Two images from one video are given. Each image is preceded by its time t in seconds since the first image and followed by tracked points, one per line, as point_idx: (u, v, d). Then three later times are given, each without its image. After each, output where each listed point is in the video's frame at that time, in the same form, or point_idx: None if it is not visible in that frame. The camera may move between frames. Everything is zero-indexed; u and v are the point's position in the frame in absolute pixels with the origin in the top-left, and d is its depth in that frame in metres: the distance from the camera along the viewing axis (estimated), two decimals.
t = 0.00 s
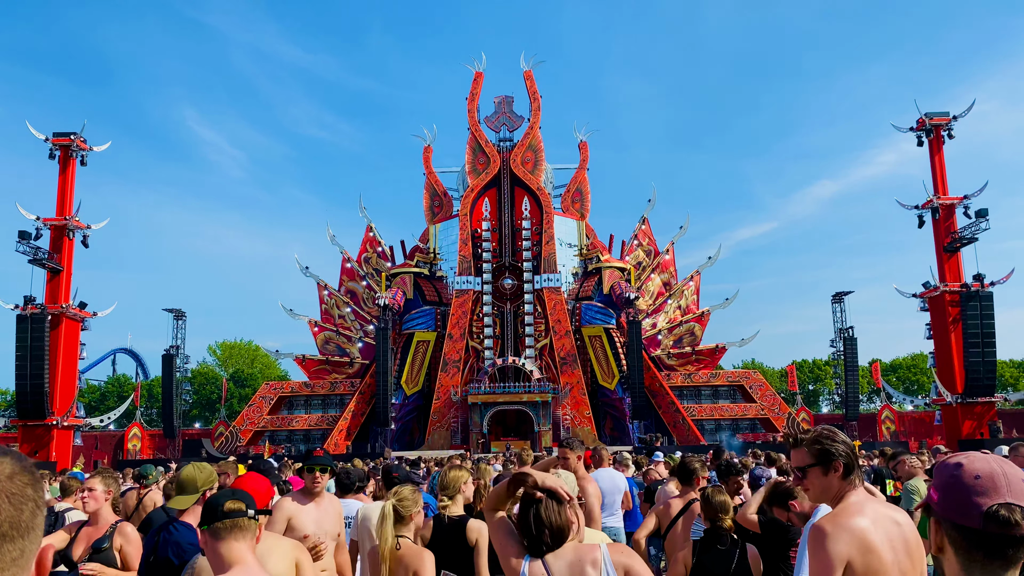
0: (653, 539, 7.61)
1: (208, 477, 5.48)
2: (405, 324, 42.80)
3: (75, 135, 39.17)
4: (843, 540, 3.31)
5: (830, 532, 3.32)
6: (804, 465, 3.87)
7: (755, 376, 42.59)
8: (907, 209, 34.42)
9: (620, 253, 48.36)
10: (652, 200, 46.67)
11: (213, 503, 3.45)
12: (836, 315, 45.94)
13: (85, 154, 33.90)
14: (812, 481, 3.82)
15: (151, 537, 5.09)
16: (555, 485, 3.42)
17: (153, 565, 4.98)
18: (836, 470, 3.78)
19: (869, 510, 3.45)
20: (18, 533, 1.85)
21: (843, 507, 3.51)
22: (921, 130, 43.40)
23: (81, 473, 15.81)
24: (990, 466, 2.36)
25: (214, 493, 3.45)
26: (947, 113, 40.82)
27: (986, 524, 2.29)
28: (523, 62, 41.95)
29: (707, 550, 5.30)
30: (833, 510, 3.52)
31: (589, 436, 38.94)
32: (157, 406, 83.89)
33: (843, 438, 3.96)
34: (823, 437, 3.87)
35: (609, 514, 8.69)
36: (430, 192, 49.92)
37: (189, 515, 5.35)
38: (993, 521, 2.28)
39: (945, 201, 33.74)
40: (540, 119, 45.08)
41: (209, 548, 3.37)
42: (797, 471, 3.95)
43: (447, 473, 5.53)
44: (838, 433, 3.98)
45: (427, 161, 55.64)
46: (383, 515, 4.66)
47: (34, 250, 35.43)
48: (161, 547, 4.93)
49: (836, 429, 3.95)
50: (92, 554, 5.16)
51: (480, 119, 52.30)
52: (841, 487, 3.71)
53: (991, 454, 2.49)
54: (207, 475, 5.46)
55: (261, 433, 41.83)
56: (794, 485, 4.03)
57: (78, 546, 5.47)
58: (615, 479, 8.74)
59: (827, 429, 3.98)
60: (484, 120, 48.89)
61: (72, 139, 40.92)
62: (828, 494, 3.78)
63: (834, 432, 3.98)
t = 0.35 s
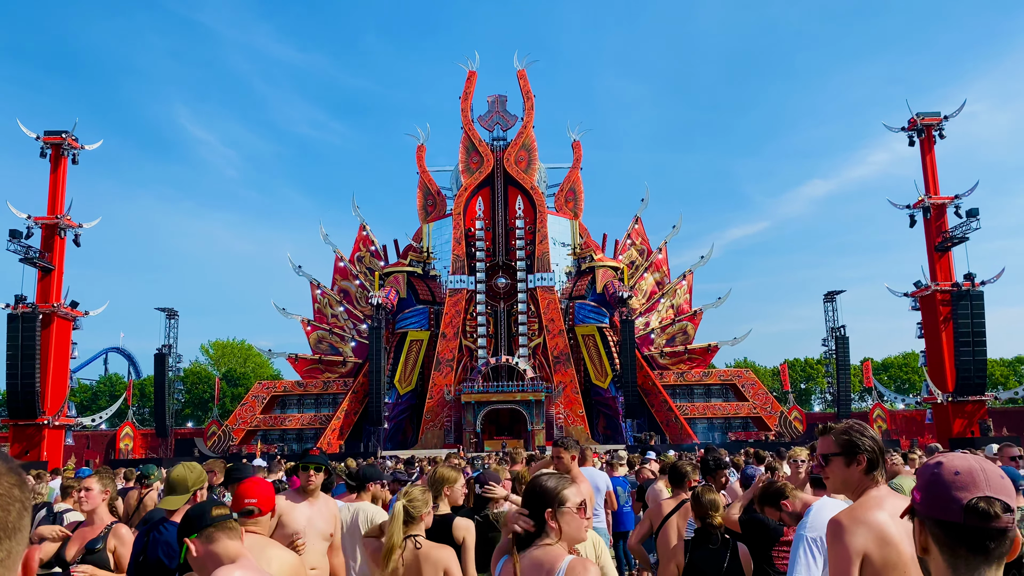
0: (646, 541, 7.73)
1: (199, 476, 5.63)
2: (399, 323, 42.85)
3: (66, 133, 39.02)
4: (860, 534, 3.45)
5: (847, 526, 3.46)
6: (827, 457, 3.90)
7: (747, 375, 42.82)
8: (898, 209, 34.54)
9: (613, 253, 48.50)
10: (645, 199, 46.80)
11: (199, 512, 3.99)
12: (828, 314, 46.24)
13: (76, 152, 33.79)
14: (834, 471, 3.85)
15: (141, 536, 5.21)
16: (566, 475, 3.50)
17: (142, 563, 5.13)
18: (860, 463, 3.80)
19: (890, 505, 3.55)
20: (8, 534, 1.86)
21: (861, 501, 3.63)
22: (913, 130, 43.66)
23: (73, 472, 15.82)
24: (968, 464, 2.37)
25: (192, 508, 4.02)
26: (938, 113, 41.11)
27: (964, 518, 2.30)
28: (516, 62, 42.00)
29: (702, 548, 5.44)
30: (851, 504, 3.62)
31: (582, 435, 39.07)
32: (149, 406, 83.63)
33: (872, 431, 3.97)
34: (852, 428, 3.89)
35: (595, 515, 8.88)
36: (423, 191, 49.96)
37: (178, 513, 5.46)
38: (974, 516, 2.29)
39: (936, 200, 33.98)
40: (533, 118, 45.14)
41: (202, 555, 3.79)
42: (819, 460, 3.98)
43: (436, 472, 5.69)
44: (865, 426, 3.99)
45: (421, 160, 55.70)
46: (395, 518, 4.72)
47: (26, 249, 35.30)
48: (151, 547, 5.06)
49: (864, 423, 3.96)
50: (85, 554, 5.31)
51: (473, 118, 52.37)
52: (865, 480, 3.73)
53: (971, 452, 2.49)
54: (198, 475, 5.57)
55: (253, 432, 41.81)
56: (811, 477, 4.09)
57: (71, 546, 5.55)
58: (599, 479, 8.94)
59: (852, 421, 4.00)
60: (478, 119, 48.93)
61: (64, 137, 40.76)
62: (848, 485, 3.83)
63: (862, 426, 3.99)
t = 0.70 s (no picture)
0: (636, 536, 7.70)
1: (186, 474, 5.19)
2: (389, 319, 42.70)
3: (54, 128, 38.62)
4: (867, 529, 3.40)
5: (854, 521, 3.41)
6: (829, 452, 3.93)
7: (737, 371, 42.90)
8: (887, 206, 34.54)
9: (604, 249, 48.47)
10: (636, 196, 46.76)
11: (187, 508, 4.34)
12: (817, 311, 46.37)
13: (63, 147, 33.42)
14: (837, 468, 3.87)
15: (127, 533, 4.96)
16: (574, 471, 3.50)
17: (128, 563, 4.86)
18: (862, 459, 3.84)
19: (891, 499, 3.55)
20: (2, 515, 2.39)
21: (865, 497, 3.61)
22: (902, 127, 43.76)
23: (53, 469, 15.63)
24: (952, 459, 2.32)
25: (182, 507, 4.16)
26: (927, 111, 41.19)
27: (945, 517, 2.26)
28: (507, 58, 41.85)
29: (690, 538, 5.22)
30: (855, 500, 3.59)
31: (572, 431, 39.07)
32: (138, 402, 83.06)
33: (870, 428, 4.02)
34: (851, 424, 3.92)
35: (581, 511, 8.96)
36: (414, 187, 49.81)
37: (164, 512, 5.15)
38: (954, 516, 2.25)
39: (925, 197, 34.06)
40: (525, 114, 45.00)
41: (188, 549, 3.91)
42: (821, 456, 3.99)
43: (426, 467, 5.79)
44: (864, 423, 4.03)
45: (411, 155, 55.49)
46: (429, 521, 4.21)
47: (13, 244, 34.94)
48: (139, 544, 4.78)
49: (862, 419, 4.00)
50: (72, 551, 5.23)
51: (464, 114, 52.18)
52: (867, 476, 3.76)
53: (960, 447, 2.44)
54: (184, 472, 5.23)
55: (243, 428, 41.64)
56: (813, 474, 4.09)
57: (59, 543, 5.42)
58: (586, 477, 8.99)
59: (850, 418, 4.04)
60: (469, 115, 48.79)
61: (51, 132, 40.35)
62: (851, 482, 3.83)
63: (861, 421, 4.02)
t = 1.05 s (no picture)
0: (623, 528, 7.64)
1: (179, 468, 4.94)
2: (379, 313, 42.50)
3: (40, 119, 38.09)
4: (848, 523, 3.38)
5: (834, 515, 3.39)
6: (805, 447, 3.87)
7: (726, 365, 42.98)
8: (876, 201, 34.61)
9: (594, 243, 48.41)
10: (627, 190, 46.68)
11: (175, 501, 3.72)
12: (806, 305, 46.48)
13: (50, 138, 32.95)
14: (814, 463, 3.81)
15: (111, 524, 4.70)
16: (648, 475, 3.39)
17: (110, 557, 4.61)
18: (840, 454, 3.78)
19: (868, 492, 3.53)
20: None
21: (842, 489, 3.58)
22: (891, 122, 43.82)
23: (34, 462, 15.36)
24: (932, 451, 2.33)
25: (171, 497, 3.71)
26: (916, 106, 41.25)
27: (917, 506, 2.28)
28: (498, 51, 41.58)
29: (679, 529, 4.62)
30: (833, 494, 3.57)
31: (562, 424, 39.05)
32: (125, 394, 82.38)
33: (846, 419, 3.97)
34: (827, 419, 3.86)
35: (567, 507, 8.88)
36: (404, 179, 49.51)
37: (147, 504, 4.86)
38: (924, 503, 2.27)
39: (913, 192, 34.13)
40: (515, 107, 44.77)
41: (183, 541, 3.57)
42: (797, 451, 3.94)
43: (413, 462, 5.83)
44: (839, 416, 3.98)
45: (401, 148, 55.16)
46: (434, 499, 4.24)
47: None
48: (122, 539, 4.52)
49: (837, 412, 3.95)
50: (57, 544, 5.12)
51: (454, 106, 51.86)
52: (841, 470, 3.74)
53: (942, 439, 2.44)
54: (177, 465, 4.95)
55: (232, 421, 41.40)
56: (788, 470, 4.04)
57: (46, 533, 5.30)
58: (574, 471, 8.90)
59: (825, 411, 4.00)
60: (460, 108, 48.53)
61: (38, 123, 39.80)
62: (827, 476, 3.79)
63: (837, 414, 3.97)
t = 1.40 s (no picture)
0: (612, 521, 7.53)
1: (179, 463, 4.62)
2: (370, 305, 42.24)
3: (28, 107, 37.52)
4: (805, 517, 3.25)
5: (791, 508, 3.26)
6: (765, 439, 3.80)
7: (717, 357, 42.96)
8: (868, 195, 34.53)
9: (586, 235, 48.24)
10: (619, 182, 46.48)
11: (171, 485, 3.36)
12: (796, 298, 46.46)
13: (38, 126, 32.46)
14: (777, 456, 3.73)
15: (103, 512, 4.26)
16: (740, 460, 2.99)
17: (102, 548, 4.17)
18: (802, 446, 3.70)
19: (830, 484, 3.38)
20: None
21: (803, 481, 3.45)
22: (882, 116, 43.74)
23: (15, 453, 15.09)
24: (930, 444, 2.25)
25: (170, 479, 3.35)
26: (908, 100, 41.16)
27: (911, 501, 2.21)
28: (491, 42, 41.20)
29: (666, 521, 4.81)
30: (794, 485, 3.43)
31: (553, 416, 38.97)
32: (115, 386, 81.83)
33: (809, 410, 3.88)
34: (789, 410, 3.79)
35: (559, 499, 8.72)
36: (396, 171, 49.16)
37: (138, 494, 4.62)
38: (916, 497, 2.20)
39: (904, 186, 34.07)
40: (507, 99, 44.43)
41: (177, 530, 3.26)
42: (762, 444, 3.84)
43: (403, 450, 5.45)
44: (803, 405, 3.90)
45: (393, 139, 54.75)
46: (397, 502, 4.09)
47: None
48: (112, 529, 4.10)
49: (800, 403, 3.87)
50: (45, 535, 4.91)
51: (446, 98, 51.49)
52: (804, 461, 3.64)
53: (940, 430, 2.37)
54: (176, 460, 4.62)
55: (223, 413, 41.14)
56: (756, 465, 3.94)
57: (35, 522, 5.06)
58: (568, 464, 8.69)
59: (790, 402, 3.91)
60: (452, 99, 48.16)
61: (26, 111, 39.23)
62: (791, 468, 3.69)
63: (800, 405, 3.88)
